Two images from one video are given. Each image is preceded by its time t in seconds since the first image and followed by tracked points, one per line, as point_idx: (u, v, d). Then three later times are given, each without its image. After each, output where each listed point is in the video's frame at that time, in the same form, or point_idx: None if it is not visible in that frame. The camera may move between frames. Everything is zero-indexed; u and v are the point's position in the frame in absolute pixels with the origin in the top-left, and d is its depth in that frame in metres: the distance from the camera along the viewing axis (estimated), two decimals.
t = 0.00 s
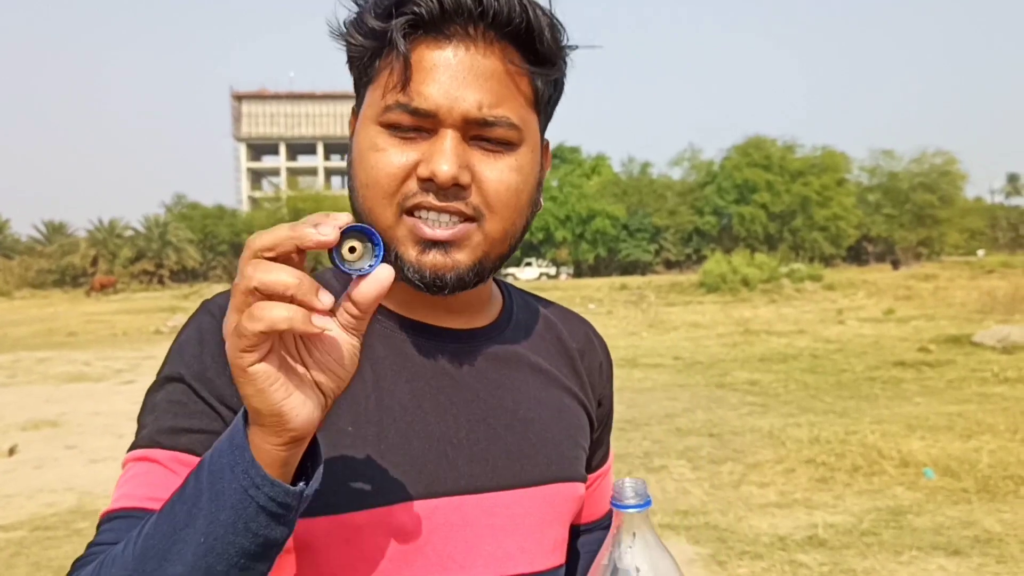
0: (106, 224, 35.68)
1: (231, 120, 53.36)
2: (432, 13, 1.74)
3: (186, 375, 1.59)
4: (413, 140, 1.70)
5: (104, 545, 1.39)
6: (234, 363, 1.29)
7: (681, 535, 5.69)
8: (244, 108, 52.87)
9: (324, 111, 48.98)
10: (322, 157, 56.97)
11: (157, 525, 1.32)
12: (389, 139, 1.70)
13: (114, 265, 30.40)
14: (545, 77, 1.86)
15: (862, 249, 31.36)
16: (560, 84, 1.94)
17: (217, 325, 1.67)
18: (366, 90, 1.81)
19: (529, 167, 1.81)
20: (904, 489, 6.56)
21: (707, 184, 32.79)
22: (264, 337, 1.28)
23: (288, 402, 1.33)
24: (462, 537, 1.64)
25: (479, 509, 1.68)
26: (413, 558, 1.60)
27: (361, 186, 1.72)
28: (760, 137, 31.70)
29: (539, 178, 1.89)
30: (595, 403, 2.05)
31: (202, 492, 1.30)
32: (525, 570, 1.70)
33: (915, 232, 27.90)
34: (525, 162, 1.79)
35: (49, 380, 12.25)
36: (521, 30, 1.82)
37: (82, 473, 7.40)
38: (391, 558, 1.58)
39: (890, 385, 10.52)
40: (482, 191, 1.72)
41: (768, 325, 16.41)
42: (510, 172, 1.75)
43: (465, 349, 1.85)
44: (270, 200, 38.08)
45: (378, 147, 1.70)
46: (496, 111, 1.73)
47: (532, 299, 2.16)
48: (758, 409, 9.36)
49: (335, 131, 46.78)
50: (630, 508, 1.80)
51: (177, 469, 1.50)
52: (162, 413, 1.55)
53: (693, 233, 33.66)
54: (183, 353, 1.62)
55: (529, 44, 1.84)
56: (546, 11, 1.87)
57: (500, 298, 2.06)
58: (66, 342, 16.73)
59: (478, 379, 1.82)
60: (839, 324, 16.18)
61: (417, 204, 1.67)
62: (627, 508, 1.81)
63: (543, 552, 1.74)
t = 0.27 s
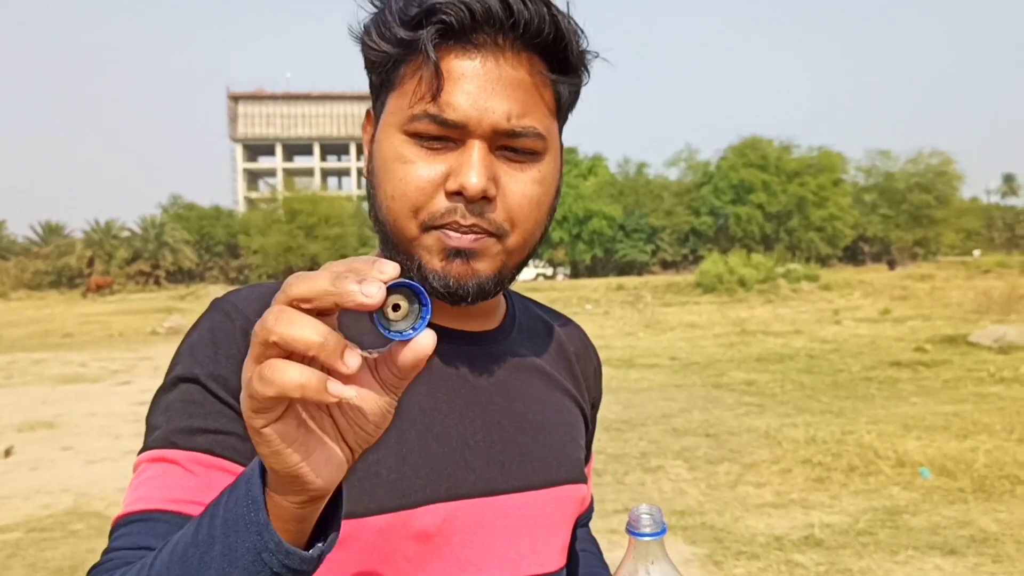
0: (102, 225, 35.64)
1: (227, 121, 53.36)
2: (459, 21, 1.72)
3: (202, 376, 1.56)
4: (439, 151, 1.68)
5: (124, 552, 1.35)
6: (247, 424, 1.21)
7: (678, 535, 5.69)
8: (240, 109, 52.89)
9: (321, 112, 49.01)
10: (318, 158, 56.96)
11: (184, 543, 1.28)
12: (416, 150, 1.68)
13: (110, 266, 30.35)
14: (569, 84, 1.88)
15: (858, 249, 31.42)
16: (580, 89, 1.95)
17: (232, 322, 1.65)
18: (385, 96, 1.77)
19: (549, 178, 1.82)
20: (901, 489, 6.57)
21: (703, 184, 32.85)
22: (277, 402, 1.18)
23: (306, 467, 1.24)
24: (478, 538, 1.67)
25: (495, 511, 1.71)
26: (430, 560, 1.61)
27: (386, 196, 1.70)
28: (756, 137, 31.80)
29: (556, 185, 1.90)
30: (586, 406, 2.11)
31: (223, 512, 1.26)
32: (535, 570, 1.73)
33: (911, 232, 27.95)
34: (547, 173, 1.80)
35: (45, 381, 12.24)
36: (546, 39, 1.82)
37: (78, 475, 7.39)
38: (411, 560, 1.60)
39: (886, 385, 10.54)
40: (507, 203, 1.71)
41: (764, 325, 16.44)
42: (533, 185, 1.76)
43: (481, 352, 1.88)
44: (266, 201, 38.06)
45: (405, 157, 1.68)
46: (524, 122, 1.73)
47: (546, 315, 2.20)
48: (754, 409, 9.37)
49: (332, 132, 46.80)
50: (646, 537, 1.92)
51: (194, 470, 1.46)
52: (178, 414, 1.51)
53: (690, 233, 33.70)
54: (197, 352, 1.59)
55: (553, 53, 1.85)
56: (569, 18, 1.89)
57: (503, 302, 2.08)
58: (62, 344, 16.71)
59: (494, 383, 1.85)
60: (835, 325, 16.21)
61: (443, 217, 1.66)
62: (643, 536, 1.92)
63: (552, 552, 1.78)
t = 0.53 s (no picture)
0: (97, 224, 35.59)
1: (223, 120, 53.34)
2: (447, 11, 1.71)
3: (203, 382, 1.47)
4: (436, 144, 1.68)
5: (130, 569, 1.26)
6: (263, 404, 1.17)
7: (674, 534, 5.69)
8: (236, 108, 52.89)
9: (317, 111, 49.02)
10: (314, 158, 56.96)
11: (200, 547, 1.21)
12: (412, 146, 1.67)
13: (106, 265, 30.29)
14: (559, 69, 1.88)
15: (854, 248, 31.47)
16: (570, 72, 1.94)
17: (233, 329, 1.57)
18: (376, 92, 1.76)
19: (546, 165, 1.82)
20: (896, 488, 6.57)
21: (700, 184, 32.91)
22: (293, 370, 1.16)
23: (324, 443, 1.20)
24: (482, 537, 1.68)
25: (499, 510, 1.72)
26: (438, 559, 1.61)
27: (384, 194, 1.70)
28: (752, 136, 31.86)
29: (552, 172, 1.90)
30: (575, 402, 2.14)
31: (241, 509, 1.20)
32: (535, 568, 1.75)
33: (906, 231, 28.01)
34: (542, 161, 1.80)
35: (40, 381, 12.23)
36: (536, 25, 1.81)
37: (74, 474, 7.38)
38: (418, 562, 1.59)
39: (882, 384, 10.55)
40: (504, 194, 1.72)
41: (761, 324, 16.46)
42: (530, 173, 1.76)
43: (477, 350, 1.89)
44: (262, 200, 38.03)
45: (401, 154, 1.67)
46: (518, 110, 1.72)
47: (540, 317, 2.23)
48: (750, 408, 9.38)
49: (328, 131, 46.80)
50: (628, 540, 1.91)
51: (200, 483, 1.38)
52: (179, 424, 1.42)
53: (686, 232, 33.75)
54: (196, 362, 1.50)
55: (542, 37, 1.84)
56: None
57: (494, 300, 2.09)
58: (58, 343, 16.70)
59: (496, 381, 1.85)
60: (831, 324, 16.23)
61: (443, 212, 1.66)
62: (625, 539, 1.92)
63: (551, 549, 1.80)
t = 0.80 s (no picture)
0: (94, 223, 35.52)
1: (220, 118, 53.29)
2: (442, 12, 1.70)
3: (198, 385, 1.46)
4: (430, 145, 1.67)
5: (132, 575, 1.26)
6: (261, 418, 1.16)
7: (671, 533, 5.69)
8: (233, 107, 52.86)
9: (314, 110, 48.95)
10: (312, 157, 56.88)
11: (201, 559, 1.20)
12: (406, 147, 1.66)
13: (103, 264, 30.21)
14: (551, 68, 1.89)
15: (852, 247, 31.47)
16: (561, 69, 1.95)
17: (227, 328, 1.56)
18: (366, 91, 1.75)
19: (538, 164, 1.83)
20: (894, 486, 6.58)
21: (697, 183, 32.91)
22: (290, 385, 1.15)
23: (327, 458, 1.19)
24: (479, 533, 1.69)
25: (497, 505, 1.72)
26: (437, 556, 1.62)
27: (378, 196, 1.68)
28: (750, 135, 31.85)
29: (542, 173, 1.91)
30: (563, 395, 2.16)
31: (240, 526, 1.19)
32: (532, 564, 1.78)
33: (904, 230, 28.03)
34: (535, 161, 1.81)
35: (37, 380, 12.21)
36: (530, 27, 1.82)
37: (71, 474, 7.37)
38: (419, 559, 1.60)
39: (880, 382, 10.56)
40: (499, 195, 1.72)
41: (759, 323, 16.46)
42: (523, 173, 1.77)
43: (471, 345, 1.89)
44: (259, 199, 37.98)
45: (397, 155, 1.66)
46: (512, 110, 1.72)
47: (532, 317, 2.24)
48: (748, 406, 9.38)
49: (325, 130, 46.72)
50: (623, 533, 1.91)
51: (199, 486, 1.38)
52: (172, 427, 1.42)
53: (684, 231, 33.72)
54: (190, 362, 1.49)
55: (536, 38, 1.85)
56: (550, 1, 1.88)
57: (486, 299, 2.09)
58: (55, 343, 16.66)
59: (489, 377, 1.86)
60: (828, 322, 16.23)
61: (438, 214, 1.66)
62: (620, 531, 1.92)
63: (547, 543, 1.82)
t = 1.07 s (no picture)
0: (92, 222, 35.47)
1: (218, 117, 53.23)
2: (436, 12, 1.70)
3: (195, 382, 1.46)
4: (420, 145, 1.66)
5: (137, 572, 1.25)
6: (276, 389, 1.16)
7: (670, 532, 5.69)
8: (231, 105, 52.85)
9: (312, 109, 48.92)
10: (310, 155, 56.83)
11: (208, 547, 1.17)
12: (396, 145, 1.65)
13: (101, 263, 30.18)
14: (541, 71, 1.90)
15: (850, 246, 31.48)
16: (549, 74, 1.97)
17: (222, 327, 1.57)
18: (357, 91, 1.74)
19: (527, 165, 1.83)
20: (892, 485, 6.59)
21: (696, 182, 32.90)
22: (308, 351, 1.15)
23: (339, 433, 1.19)
24: (477, 529, 1.69)
25: (494, 500, 1.72)
26: (437, 552, 1.62)
27: (367, 193, 1.67)
28: (748, 134, 31.87)
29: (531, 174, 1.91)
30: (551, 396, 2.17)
31: (249, 510, 1.16)
32: (530, 559, 1.77)
33: (902, 229, 28.04)
34: (525, 161, 1.81)
35: (35, 379, 12.20)
36: (521, 31, 1.83)
37: (69, 473, 7.36)
38: (420, 555, 1.60)
39: (878, 381, 10.57)
40: (490, 195, 1.71)
41: (757, 322, 16.47)
42: (514, 173, 1.76)
43: (463, 343, 1.90)
44: (257, 198, 37.95)
45: (387, 153, 1.65)
46: (504, 112, 1.72)
47: (522, 319, 2.25)
48: (746, 406, 9.39)
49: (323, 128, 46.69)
50: (623, 528, 1.91)
51: (201, 481, 1.37)
52: (169, 427, 1.41)
53: (682, 230, 33.71)
54: (186, 361, 1.49)
55: (527, 42, 1.86)
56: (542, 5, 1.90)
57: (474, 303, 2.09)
58: (53, 342, 16.64)
59: (483, 374, 1.87)
60: (826, 322, 16.24)
61: (427, 211, 1.65)
62: (619, 527, 1.92)
63: (543, 539, 1.82)
